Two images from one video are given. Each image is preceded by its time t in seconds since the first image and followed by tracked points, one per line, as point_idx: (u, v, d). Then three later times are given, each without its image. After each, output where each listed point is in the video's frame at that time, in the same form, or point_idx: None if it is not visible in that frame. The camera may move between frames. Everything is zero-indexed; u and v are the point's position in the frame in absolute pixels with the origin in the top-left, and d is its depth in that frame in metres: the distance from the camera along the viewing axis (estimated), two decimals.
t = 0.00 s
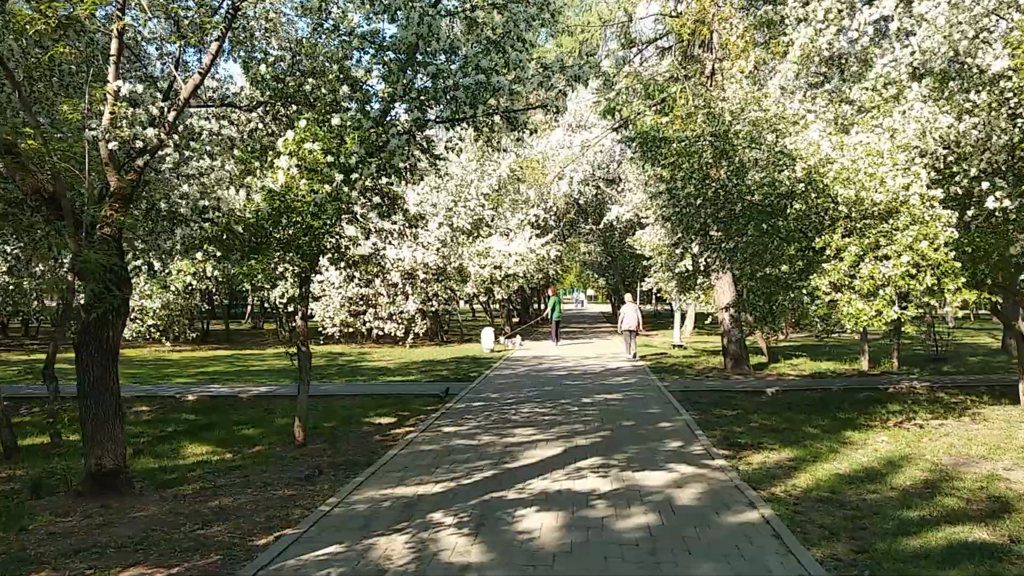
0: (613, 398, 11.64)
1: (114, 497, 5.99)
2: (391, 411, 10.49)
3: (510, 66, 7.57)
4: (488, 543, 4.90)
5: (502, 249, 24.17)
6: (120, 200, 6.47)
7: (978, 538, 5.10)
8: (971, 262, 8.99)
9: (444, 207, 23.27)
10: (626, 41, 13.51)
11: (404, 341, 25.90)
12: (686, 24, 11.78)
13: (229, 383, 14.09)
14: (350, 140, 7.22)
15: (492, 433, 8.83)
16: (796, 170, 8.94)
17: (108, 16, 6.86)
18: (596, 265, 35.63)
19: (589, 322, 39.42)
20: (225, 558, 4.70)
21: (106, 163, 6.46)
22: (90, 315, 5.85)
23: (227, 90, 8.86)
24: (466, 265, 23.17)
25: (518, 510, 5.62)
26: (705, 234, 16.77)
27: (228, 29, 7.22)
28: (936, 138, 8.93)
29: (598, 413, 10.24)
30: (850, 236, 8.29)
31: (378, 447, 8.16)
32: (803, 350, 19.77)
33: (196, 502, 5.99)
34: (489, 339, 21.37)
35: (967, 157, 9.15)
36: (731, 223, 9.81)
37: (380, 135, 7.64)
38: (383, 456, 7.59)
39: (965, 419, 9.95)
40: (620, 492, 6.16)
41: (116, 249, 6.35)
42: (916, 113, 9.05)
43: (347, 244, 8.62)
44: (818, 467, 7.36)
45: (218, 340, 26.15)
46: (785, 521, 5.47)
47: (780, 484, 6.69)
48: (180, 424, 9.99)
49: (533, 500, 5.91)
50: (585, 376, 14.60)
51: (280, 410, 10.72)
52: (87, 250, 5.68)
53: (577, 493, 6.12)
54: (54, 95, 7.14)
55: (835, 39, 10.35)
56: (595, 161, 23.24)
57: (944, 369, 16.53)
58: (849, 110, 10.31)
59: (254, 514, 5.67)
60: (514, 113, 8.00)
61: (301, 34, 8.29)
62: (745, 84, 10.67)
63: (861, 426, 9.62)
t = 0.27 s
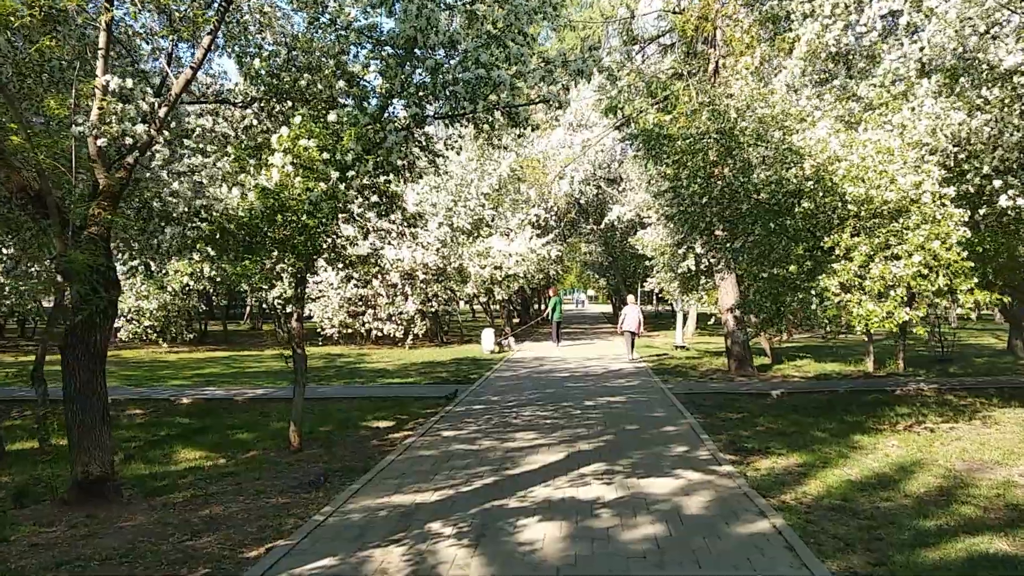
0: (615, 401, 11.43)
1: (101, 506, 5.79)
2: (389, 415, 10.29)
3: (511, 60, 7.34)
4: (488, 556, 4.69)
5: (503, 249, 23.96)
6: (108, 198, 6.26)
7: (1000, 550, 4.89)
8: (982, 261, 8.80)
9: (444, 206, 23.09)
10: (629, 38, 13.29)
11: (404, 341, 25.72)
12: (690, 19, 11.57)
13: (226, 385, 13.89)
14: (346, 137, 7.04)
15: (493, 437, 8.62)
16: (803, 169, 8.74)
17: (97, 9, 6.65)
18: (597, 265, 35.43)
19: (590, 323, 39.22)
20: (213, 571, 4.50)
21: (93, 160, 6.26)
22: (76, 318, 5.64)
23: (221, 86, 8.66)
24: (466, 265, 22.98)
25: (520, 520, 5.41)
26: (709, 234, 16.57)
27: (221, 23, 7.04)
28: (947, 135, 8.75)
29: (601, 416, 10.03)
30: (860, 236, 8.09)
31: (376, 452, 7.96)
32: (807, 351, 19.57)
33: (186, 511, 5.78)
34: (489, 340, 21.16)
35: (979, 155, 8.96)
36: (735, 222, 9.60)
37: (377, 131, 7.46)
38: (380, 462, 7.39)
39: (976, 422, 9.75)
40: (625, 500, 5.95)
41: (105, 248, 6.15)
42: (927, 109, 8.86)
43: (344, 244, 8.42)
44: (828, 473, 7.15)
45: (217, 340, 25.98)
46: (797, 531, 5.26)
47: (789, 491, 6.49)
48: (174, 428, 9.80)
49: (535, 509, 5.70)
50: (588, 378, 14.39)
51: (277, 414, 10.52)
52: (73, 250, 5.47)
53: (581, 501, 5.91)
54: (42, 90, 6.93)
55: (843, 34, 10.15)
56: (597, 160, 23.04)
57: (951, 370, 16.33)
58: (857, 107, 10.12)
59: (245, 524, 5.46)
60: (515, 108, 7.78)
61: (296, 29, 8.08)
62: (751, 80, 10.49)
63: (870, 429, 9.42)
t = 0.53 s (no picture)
0: (618, 403, 11.25)
1: (90, 514, 5.61)
2: (388, 418, 10.10)
3: (512, 54, 7.04)
4: (490, 567, 4.51)
5: (503, 249, 23.77)
6: (98, 196, 6.08)
7: (1022, 560, 4.71)
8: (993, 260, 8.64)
9: (444, 206, 22.91)
10: (630, 35, 13.11)
11: (404, 342, 25.54)
12: (693, 15, 11.38)
13: (223, 386, 13.71)
14: (342, 133, 6.82)
15: (493, 441, 8.44)
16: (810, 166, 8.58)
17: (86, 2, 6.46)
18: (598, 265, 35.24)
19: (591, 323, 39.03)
20: None
21: (82, 156, 6.08)
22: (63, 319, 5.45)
23: (215, 82, 8.47)
24: (466, 265, 22.81)
25: (522, 529, 5.23)
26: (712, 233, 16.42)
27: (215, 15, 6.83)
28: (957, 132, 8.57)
29: (603, 419, 9.85)
30: (869, 235, 7.93)
31: (374, 457, 7.78)
32: (810, 352, 19.38)
33: (177, 519, 5.59)
34: (489, 341, 20.98)
35: (990, 153, 8.76)
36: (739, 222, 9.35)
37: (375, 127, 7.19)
38: (378, 467, 7.21)
39: (986, 426, 9.56)
40: (630, 507, 5.77)
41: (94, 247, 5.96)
42: (937, 106, 8.66)
43: (341, 243, 8.26)
44: (838, 478, 6.97)
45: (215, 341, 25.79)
46: (809, 540, 5.08)
47: (799, 497, 6.30)
48: (169, 431, 9.61)
49: (538, 517, 5.52)
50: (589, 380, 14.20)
51: (273, 417, 10.33)
52: (59, 248, 5.29)
53: (585, 508, 5.73)
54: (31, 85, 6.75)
55: (850, 31, 9.96)
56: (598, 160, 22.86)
57: (956, 372, 16.14)
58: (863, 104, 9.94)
59: (238, 532, 5.28)
60: (516, 104, 7.59)
61: (293, 24, 7.90)
62: (756, 77, 10.30)
63: (878, 433, 9.24)
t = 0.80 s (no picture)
0: (622, 405, 11.06)
1: (81, 521, 5.44)
2: (388, 420, 9.92)
3: (515, 48, 6.91)
4: None
5: (504, 248, 23.59)
6: (90, 193, 5.91)
7: None
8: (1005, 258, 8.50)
9: (445, 206, 22.73)
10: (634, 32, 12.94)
11: (404, 343, 25.36)
12: (697, 11, 11.21)
13: (221, 387, 13.54)
14: (342, 129, 6.66)
15: (496, 444, 8.27)
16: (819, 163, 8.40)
17: None
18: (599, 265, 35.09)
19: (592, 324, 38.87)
20: None
21: (74, 152, 5.91)
22: (52, 320, 5.28)
23: (212, 77, 8.29)
24: (467, 265, 22.72)
25: (527, 537, 5.05)
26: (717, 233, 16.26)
27: (212, 8, 6.62)
28: (969, 129, 8.42)
29: (608, 422, 9.67)
30: (880, 234, 7.77)
31: (374, 461, 7.61)
32: (814, 353, 19.20)
33: (171, 526, 5.42)
34: (490, 342, 20.81)
35: (1003, 149, 8.60)
36: (746, 221, 9.08)
37: (374, 122, 7.05)
38: (378, 471, 7.04)
39: (998, 428, 9.39)
40: (638, 514, 5.59)
41: (86, 246, 5.80)
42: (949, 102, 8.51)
43: (341, 241, 8.07)
44: (850, 483, 6.80)
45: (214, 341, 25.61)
46: (824, 548, 4.90)
47: (811, 503, 6.14)
48: (165, 433, 9.43)
49: (543, 524, 5.34)
50: (592, 381, 14.03)
51: (272, 419, 10.15)
52: (49, 247, 5.12)
53: (591, 515, 5.56)
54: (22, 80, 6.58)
55: (858, 25, 9.78)
56: (599, 159, 22.70)
57: (963, 373, 15.96)
58: (872, 101, 9.76)
59: (234, 540, 5.11)
60: (520, 99, 7.41)
61: (292, 20, 7.71)
62: (763, 73, 10.12)
63: (887, 436, 9.06)
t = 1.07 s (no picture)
0: (627, 407, 10.93)
1: (78, 528, 5.31)
2: (390, 422, 9.79)
3: (521, 45, 6.79)
4: None
5: (505, 248, 23.47)
6: (88, 193, 5.78)
7: None
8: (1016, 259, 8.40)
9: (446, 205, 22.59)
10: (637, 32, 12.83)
11: (404, 343, 25.25)
12: (703, 10, 11.08)
13: (221, 389, 13.40)
14: (344, 128, 6.53)
15: (500, 448, 8.15)
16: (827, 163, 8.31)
17: None
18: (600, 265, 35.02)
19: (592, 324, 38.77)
20: None
21: (71, 151, 5.78)
22: (48, 322, 5.15)
23: (212, 75, 8.15)
24: (468, 266, 22.67)
25: (535, 546, 4.94)
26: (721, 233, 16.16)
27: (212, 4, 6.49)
28: (980, 128, 8.30)
29: (613, 424, 9.53)
30: (890, 235, 7.68)
31: (377, 465, 7.49)
32: (817, 354, 19.10)
33: (170, 534, 5.30)
34: (492, 343, 20.69)
35: (1014, 149, 8.50)
36: (751, 221, 8.73)
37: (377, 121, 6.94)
38: (382, 476, 6.92)
39: (1007, 431, 9.28)
40: (647, 521, 5.47)
41: (82, 247, 5.66)
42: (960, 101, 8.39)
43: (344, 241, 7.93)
44: (861, 489, 6.69)
45: (213, 342, 25.47)
46: (841, 558, 4.79)
47: (823, 510, 6.03)
48: (164, 436, 9.31)
49: (551, 532, 5.22)
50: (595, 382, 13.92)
51: (273, 422, 10.03)
52: (44, 247, 4.99)
53: (600, 522, 5.44)
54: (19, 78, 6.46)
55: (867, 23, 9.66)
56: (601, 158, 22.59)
57: (967, 374, 15.86)
58: (880, 100, 9.65)
59: (235, 549, 4.98)
60: (525, 96, 7.29)
61: (293, 19, 7.53)
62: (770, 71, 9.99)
63: (896, 439, 8.95)
